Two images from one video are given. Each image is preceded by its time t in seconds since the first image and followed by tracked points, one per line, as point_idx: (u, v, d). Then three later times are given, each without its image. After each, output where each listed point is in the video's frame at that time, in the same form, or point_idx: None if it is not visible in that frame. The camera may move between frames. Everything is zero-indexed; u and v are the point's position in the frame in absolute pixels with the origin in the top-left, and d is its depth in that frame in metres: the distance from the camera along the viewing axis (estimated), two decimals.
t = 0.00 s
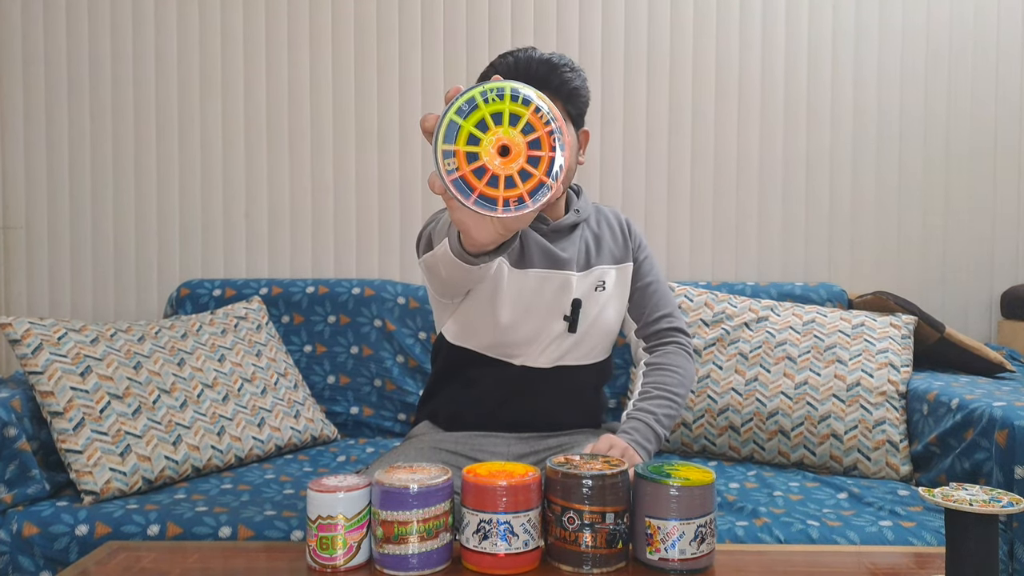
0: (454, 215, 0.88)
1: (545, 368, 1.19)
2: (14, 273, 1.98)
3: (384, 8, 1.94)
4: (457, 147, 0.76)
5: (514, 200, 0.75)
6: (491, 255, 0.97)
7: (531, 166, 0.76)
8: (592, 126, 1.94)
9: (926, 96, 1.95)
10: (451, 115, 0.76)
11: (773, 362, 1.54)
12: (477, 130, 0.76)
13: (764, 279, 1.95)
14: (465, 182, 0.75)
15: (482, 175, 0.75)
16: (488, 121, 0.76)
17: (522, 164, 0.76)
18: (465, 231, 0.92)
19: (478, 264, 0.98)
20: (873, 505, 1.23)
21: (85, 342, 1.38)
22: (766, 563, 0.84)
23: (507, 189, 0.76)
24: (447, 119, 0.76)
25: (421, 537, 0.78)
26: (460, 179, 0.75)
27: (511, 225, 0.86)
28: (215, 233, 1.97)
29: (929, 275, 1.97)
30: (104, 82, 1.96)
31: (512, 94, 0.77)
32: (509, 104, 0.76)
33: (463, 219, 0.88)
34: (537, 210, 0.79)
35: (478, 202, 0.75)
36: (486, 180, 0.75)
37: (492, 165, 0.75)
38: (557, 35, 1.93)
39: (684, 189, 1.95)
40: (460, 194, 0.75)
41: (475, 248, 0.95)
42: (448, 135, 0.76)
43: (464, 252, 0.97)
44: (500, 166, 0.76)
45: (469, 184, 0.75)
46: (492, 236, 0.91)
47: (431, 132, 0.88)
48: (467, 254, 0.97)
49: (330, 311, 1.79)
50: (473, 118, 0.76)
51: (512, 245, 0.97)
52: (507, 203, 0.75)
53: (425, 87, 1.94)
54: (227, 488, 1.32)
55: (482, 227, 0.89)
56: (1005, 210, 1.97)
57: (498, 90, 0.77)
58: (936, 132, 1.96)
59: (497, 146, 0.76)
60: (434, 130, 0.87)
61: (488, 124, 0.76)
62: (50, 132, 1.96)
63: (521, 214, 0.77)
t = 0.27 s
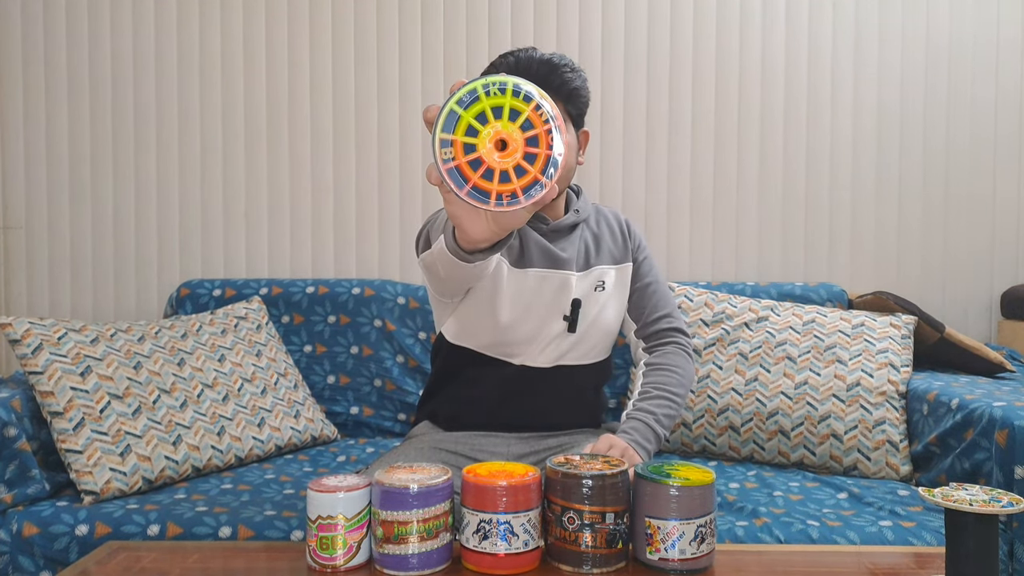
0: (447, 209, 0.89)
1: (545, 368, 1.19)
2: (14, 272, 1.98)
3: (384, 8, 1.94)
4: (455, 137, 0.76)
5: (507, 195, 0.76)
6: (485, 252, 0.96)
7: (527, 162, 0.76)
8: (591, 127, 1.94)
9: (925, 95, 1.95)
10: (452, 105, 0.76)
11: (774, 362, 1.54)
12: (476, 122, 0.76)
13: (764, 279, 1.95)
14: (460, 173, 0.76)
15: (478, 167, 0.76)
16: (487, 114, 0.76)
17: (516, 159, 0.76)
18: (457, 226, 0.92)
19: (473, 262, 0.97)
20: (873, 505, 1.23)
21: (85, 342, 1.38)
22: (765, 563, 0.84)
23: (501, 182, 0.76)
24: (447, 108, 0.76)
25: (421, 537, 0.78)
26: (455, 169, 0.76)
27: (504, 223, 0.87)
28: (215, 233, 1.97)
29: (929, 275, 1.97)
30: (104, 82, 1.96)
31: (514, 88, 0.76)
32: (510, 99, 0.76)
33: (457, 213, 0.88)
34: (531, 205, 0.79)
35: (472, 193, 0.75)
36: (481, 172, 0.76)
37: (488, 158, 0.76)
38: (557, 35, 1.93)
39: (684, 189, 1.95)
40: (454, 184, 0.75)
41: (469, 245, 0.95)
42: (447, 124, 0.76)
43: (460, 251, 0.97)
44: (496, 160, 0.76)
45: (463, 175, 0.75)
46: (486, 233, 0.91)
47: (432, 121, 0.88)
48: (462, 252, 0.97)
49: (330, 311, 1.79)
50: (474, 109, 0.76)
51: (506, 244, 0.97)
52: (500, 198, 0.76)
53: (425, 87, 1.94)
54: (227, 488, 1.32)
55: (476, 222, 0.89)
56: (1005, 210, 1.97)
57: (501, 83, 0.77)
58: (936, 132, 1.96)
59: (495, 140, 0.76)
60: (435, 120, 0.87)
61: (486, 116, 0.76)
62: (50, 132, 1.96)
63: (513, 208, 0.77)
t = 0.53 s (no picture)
0: (445, 209, 0.90)
1: (546, 368, 1.19)
2: (14, 272, 1.98)
3: (384, 9, 1.94)
4: (468, 133, 0.76)
5: (512, 199, 0.76)
6: (483, 255, 0.96)
7: (536, 168, 0.76)
8: (591, 126, 1.94)
9: (926, 96, 1.95)
10: (469, 101, 0.76)
11: (773, 362, 1.54)
12: (491, 122, 0.76)
13: (764, 279, 1.95)
14: (468, 170, 0.76)
15: (487, 167, 0.76)
16: (501, 116, 0.76)
17: (524, 164, 0.76)
18: (454, 226, 0.93)
19: (469, 263, 0.97)
20: (873, 505, 1.23)
21: (85, 342, 1.38)
22: (765, 563, 0.84)
23: (508, 185, 0.76)
24: (464, 105, 0.76)
25: (421, 537, 0.78)
26: (464, 165, 0.75)
27: (504, 227, 0.88)
28: (215, 233, 1.97)
29: (929, 275, 1.97)
30: (104, 82, 1.96)
31: (534, 94, 0.76)
32: (528, 104, 0.76)
33: (455, 214, 0.89)
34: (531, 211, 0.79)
35: (477, 191, 0.75)
36: (490, 173, 0.76)
37: (499, 160, 0.76)
38: (557, 35, 1.93)
39: (684, 189, 1.95)
40: (461, 180, 0.75)
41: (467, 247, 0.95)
42: (462, 120, 0.76)
43: (456, 252, 0.97)
44: (506, 162, 0.76)
45: (471, 174, 0.76)
46: (483, 236, 0.91)
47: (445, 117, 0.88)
48: (459, 253, 0.97)
49: (330, 311, 1.79)
50: (490, 110, 0.76)
51: (502, 247, 0.96)
52: (505, 200, 0.76)
53: (425, 87, 1.94)
54: (227, 488, 1.32)
55: (472, 223, 0.89)
56: (1005, 210, 1.97)
57: (521, 87, 0.77)
58: (936, 132, 1.96)
59: (507, 142, 0.76)
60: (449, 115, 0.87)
61: (501, 118, 0.76)
62: (50, 132, 1.96)
63: (516, 212, 0.77)
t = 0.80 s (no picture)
0: (442, 209, 0.90)
1: (545, 368, 1.19)
2: (14, 272, 1.98)
3: (384, 8, 1.94)
4: (468, 133, 0.76)
5: (508, 200, 0.76)
6: (478, 257, 0.96)
7: (534, 171, 0.76)
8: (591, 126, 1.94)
9: (926, 95, 1.95)
10: (471, 101, 0.76)
11: (773, 362, 1.54)
12: (492, 123, 0.76)
13: (764, 279, 1.95)
14: (465, 168, 0.76)
15: (485, 167, 0.76)
16: (502, 118, 0.76)
17: (522, 166, 0.76)
18: (451, 227, 0.93)
19: (464, 265, 0.98)
20: (873, 505, 1.23)
21: (85, 342, 1.38)
22: (765, 563, 0.84)
23: (505, 187, 0.76)
24: (466, 104, 0.76)
25: (421, 537, 0.78)
26: (462, 163, 0.76)
27: (499, 231, 0.88)
28: (215, 233, 1.97)
29: (929, 275, 1.97)
30: (104, 82, 1.96)
31: (536, 98, 0.76)
32: (530, 107, 0.76)
33: (451, 216, 0.89)
34: (527, 215, 0.79)
35: (473, 190, 0.76)
36: (487, 173, 0.76)
37: (497, 162, 0.76)
38: (557, 35, 1.93)
39: (684, 189, 1.95)
40: (458, 178, 0.76)
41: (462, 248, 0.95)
42: (463, 119, 0.76)
43: (453, 254, 0.97)
44: (504, 163, 0.76)
45: (468, 173, 0.76)
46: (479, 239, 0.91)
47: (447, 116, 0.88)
48: (455, 254, 0.97)
49: (330, 311, 1.79)
50: (491, 111, 0.76)
51: (498, 250, 0.96)
52: (500, 201, 0.76)
53: (425, 87, 1.94)
54: (227, 488, 1.32)
55: (469, 225, 0.89)
56: (1006, 210, 1.97)
57: (524, 90, 0.77)
58: (936, 132, 1.96)
59: (506, 144, 0.76)
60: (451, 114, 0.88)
61: (502, 120, 0.76)
62: (50, 131, 1.96)
63: (510, 214, 0.77)
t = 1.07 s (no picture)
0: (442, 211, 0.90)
1: (545, 368, 1.19)
2: (14, 272, 1.98)
3: (384, 9, 1.94)
4: (468, 135, 0.76)
5: (508, 203, 0.76)
6: (479, 259, 0.96)
7: (534, 173, 0.76)
8: (591, 126, 1.94)
9: (926, 96, 1.95)
10: (471, 104, 0.76)
11: (774, 362, 1.54)
12: (492, 125, 0.76)
13: (764, 279, 1.95)
14: (465, 171, 0.76)
15: (484, 170, 0.76)
16: (503, 120, 0.76)
17: (522, 168, 0.76)
18: (451, 229, 0.93)
19: (465, 267, 0.98)
20: (873, 505, 1.23)
21: (85, 342, 1.38)
22: (765, 563, 0.84)
23: (505, 189, 0.76)
24: (466, 106, 0.76)
25: (421, 537, 0.78)
26: (461, 165, 0.76)
27: (499, 232, 0.88)
28: (215, 233, 1.97)
29: (929, 275, 1.97)
30: (104, 82, 1.96)
31: (536, 101, 0.76)
32: (529, 110, 0.76)
33: (451, 217, 0.89)
34: (526, 217, 0.79)
35: (473, 193, 0.76)
36: (487, 175, 0.76)
37: (497, 164, 0.76)
38: (557, 35, 1.93)
39: (684, 189, 1.95)
40: (457, 181, 0.76)
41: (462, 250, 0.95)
42: (462, 121, 0.76)
43: (453, 256, 0.97)
44: (503, 166, 0.76)
45: (469, 174, 0.76)
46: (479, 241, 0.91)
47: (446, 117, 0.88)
48: (455, 256, 0.97)
49: (330, 311, 1.79)
50: (491, 113, 0.76)
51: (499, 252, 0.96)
52: (499, 203, 0.76)
53: (425, 87, 1.94)
54: (227, 488, 1.32)
55: (469, 227, 0.89)
56: (1006, 210, 1.97)
57: (524, 93, 0.76)
58: (936, 132, 1.96)
59: (506, 146, 0.76)
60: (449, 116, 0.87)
61: (502, 122, 0.76)
62: (50, 131, 1.96)
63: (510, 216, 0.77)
